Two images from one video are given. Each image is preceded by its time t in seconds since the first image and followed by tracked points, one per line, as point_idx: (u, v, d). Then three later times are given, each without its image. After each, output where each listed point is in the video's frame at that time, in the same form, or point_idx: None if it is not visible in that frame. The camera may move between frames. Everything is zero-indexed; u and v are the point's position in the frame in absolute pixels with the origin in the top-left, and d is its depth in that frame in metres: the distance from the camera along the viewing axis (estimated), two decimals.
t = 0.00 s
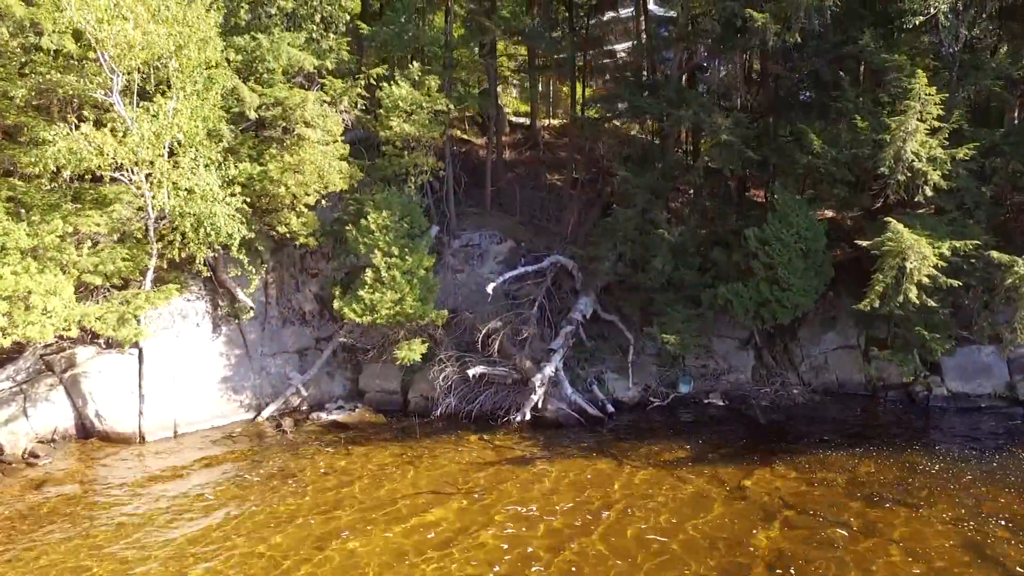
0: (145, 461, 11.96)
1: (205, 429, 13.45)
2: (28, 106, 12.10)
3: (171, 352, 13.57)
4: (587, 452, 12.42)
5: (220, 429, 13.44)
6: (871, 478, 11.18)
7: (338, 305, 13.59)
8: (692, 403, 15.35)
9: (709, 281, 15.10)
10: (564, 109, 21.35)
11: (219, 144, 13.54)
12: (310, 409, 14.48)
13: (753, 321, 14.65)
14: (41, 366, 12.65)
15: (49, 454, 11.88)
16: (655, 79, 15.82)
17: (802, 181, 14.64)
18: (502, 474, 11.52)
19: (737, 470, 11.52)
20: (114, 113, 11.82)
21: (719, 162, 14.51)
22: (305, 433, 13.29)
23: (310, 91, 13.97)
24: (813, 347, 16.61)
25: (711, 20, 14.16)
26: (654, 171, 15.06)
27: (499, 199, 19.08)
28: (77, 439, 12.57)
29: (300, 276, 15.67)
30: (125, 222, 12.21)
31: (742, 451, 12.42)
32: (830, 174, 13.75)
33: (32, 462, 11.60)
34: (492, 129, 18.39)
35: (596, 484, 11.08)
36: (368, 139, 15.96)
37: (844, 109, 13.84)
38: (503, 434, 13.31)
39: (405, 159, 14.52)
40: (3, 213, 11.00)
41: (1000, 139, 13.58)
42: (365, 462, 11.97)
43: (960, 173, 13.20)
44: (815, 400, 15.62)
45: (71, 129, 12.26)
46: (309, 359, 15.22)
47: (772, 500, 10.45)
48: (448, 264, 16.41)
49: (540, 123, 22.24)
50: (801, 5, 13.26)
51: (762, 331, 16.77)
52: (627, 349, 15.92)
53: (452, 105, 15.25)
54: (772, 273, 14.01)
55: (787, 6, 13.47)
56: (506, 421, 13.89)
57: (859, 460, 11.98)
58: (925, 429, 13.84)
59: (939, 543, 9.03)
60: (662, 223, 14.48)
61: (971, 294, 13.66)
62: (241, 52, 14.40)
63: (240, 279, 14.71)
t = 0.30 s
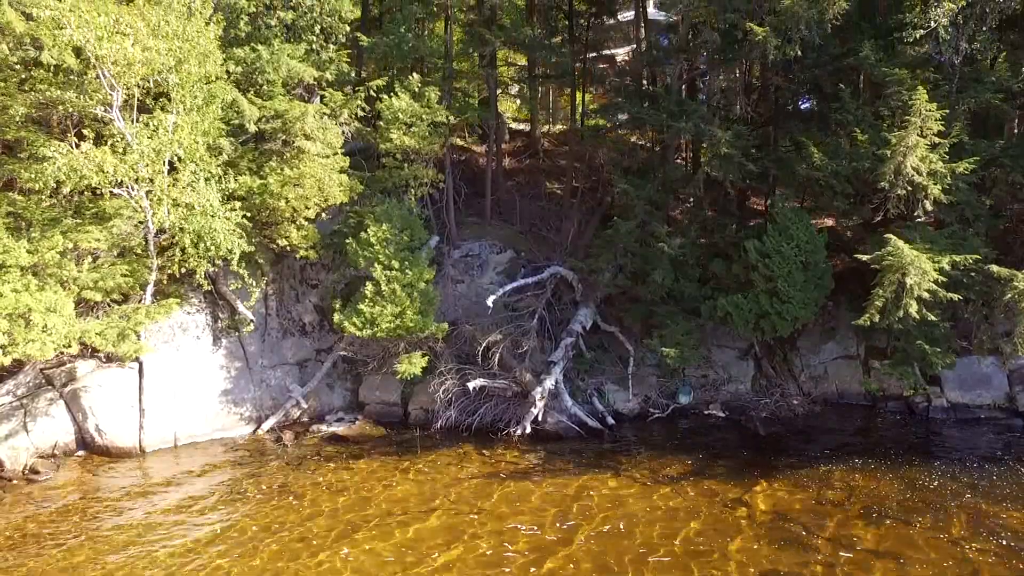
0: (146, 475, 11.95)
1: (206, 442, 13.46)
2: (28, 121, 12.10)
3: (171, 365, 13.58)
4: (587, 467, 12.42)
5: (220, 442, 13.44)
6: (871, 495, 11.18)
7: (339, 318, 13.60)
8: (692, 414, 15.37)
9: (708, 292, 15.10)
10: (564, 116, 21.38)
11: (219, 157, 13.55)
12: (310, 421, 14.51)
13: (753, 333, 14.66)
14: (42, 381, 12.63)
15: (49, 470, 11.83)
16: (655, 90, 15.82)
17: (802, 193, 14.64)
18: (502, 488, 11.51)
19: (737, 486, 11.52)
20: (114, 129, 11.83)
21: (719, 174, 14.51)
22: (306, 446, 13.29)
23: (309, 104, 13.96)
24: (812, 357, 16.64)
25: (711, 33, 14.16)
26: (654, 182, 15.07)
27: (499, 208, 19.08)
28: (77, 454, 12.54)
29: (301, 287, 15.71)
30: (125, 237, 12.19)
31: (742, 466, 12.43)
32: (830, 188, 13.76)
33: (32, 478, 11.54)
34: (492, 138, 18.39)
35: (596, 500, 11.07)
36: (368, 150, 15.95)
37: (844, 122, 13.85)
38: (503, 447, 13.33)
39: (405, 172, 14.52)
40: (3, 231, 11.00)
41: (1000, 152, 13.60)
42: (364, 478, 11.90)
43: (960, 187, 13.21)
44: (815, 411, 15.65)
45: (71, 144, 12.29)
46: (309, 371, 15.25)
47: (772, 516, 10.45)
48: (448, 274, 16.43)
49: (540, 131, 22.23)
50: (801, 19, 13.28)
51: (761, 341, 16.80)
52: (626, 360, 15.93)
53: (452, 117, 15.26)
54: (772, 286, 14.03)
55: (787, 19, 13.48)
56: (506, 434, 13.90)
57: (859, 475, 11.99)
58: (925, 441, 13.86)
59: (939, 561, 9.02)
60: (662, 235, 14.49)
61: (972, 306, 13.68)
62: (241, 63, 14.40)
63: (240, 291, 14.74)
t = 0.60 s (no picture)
0: (145, 489, 11.96)
1: (205, 455, 13.47)
2: (27, 135, 12.09)
3: (171, 378, 13.59)
4: (586, 481, 12.43)
5: (219, 455, 13.45)
6: (869, 510, 11.19)
7: (338, 331, 13.61)
8: (691, 425, 15.40)
9: (707, 303, 15.11)
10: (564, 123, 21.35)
11: (218, 170, 13.55)
12: (309, 433, 14.53)
13: (752, 345, 14.68)
14: (41, 394, 12.62)
15: (48, 484, 11.83)
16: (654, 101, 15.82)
17: (800, 205, 14.64)
18: (501, 502, 11.51)
19: (735, 501, 11.54)
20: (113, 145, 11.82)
21: (718, 186, 14.51)
22: (305, 459, 13.30)
23: (308, 116, 13.95)
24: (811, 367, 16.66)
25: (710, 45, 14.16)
26: (653, 194, 15.08)
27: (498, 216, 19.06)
28: (77, 468, 12.54)
29: (300, 297, 15.71)
30: (123, 252, 12.18)
31: (740, 479, 12.45)
32: (829, 200, 13.77)
33: (31, 493, 11.54)
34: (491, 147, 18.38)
35: (595, 514, 11.08)
36: (367, 160, 15.94)
37: (843, 135, 13.86)
38: (502, 460, 13.34)
39: (403, 183, 14.51)
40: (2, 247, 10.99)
41: (999, 164, 13.61)
42: (363, 492, 11.87)
43: (959, 200, 13.23)
44: (813, 421, 15.68)
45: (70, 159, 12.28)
46: (308, 382, 15.26)
47: (770, 532, 10.45)
48: (447, 284, 16.44)
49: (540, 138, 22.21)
50: (801, 32, 13.28)
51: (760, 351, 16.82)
52: (625, 370, 15.95)
53: (451, 128, 15.24)
54: (771, 298, 14.04)
55: (787, 32, 13.47)
56: (506, 446, 13.92)
57: (857, 489, 12.02)
58: (923, 453, 13.90)
59: None
60: (661, 247, 14.49)
61: (970, 319, 13.70)
62: (240, 74, 14.40)
63: (239, 303, 14.73)
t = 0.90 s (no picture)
0: (144, 503, 11.97)
1: (204, 468, 13.47)
2: (24, 150, 12.09)
3: (169, 391, 13.61)
4: (584, 494, 12.43)
5: (218, 467, 13.46)
6: (867, 525, 11.20)
7: (337, 344, 13.62)
8: (689, 435, 15.41)
9: (706, 314, 15.13)
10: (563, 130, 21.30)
11: (216, 183, 13.55)
12: (308, 444, 14.56)
13: (750, 356, 14.70)
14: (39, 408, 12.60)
15: (47, 499, 11.82)
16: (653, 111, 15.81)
17: (799, 217, 14.65)
18: (499, 516, 11.51)
19: (733, 516, 11.55)
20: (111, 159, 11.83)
21: (716, 198, 14.51)
22: (303, 471, 13.31)
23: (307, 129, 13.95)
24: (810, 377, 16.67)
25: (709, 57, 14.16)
26: (652, 205, 15.08)
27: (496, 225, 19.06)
28: (75, 481, 12.54)
29: (299, 308, 15.72)
30: (121, 266, 12.17)
31: (739, 493, 12.46)
32: (827, 213, 13.77)
33: (30, 507, 11.52)
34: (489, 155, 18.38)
35: (593, 529, 11.08)
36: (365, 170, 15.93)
37: (842, 147, 13.86)
38: (500, 472, 13.36)
39: (402, 195, 14.51)
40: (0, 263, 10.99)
41: (997, 177, 13.61)
42: (362, 507, 11.83)
43: (958, 212, 13.23)
44: (812, 431, 15.69)
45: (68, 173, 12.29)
46: (307, 393, 15.28)
47: (767, 548, 10.46)
48: (445, 294, 16.45)
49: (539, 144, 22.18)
50: (799, 44, 13.27)
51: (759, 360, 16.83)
52: (624, 381, 15.97)
53: (449, 139, 15.22)
54: (769, 310, 14.05)
55: (786, 44, 13.47)
56: (504, 458, 13.93)
57: (855, 503, 12.02)
58: (921, 464, 13.92)
59: None
60: (659, 259, 14.50)
61: (968, 331, 13.71)
62: (238, 85, 14.41)
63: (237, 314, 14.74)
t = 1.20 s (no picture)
0: (142, 517, 11.97)
1: (202, 480, 13.47)
2: (21, 163, 12.08)
3: (168, 403, 13.62)
4: (582, 508, 12.42)
5: (216, 480, 13.45)
6: (864, 540, 11.21)
7: (335, 356, 13.63)
8: (687, 446, 15.43)
9: (704, 325, 15.12)
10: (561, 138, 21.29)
11: (214, 195, 13.56)
12: (307, 455, 14.58)
13: (748, 368, 14.70)
14: (37, 420, 12.64)
15: (45, 513, 11.83)
16: (652, 122, 15.80)
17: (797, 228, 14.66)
18: (497, 531, 11.51)
19: (730, 531, 11.55)
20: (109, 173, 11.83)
21: (715, 210, 14.50)
22: (301, 484, 13.30)
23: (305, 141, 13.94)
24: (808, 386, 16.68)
25: (708, 68, 14.16)
26: (650, 215, 15.08)
27: (495, 233, 19.05)
28: (73, 494, 12.54)
29: (297, 319, 15.74)
30: (119, 281, 12.18)
31: (737, 507, 12.46)
32: (825, 225, 13.77)
33: (28, 521, 11.54)
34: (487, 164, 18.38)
35: (592, 544, 11.08)
36: (363, 180, 15.91)
37: (839, 160, 13.87)
38: (499, 485, 13.36)
39: (400, 207, 14.51)
40: None
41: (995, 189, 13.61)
42: (361, 521, 11.82)
43: (956, 225, 13.24)
44: (810, 441, 15.70)
45: (66, 188, 12.32)
46: (305, 404, 15.30)
47: (765, 564, 10.45)
48: (444, 304, 16.47)
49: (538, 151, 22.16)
50: (797, 57, 13.29)
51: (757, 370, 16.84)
52: (622, 391, 15.96)
53: (448, 150, 15.19)
54: (767, 322, 14.06)
55: (784, 56, 13.46)
56: (503, 470, 13.93)
57: (853, 517, 12.03)
58: (919, 476, 13.93)
59: None
60: (657, 270, 14.51)
61: (967, 343, 13.71)
62: (236, 96, 14.42)
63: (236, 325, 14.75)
